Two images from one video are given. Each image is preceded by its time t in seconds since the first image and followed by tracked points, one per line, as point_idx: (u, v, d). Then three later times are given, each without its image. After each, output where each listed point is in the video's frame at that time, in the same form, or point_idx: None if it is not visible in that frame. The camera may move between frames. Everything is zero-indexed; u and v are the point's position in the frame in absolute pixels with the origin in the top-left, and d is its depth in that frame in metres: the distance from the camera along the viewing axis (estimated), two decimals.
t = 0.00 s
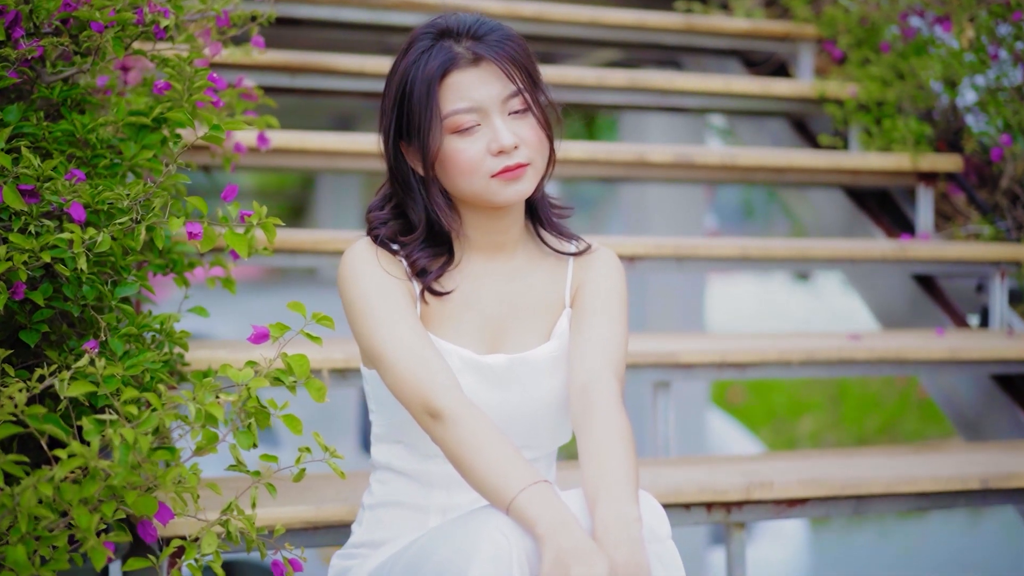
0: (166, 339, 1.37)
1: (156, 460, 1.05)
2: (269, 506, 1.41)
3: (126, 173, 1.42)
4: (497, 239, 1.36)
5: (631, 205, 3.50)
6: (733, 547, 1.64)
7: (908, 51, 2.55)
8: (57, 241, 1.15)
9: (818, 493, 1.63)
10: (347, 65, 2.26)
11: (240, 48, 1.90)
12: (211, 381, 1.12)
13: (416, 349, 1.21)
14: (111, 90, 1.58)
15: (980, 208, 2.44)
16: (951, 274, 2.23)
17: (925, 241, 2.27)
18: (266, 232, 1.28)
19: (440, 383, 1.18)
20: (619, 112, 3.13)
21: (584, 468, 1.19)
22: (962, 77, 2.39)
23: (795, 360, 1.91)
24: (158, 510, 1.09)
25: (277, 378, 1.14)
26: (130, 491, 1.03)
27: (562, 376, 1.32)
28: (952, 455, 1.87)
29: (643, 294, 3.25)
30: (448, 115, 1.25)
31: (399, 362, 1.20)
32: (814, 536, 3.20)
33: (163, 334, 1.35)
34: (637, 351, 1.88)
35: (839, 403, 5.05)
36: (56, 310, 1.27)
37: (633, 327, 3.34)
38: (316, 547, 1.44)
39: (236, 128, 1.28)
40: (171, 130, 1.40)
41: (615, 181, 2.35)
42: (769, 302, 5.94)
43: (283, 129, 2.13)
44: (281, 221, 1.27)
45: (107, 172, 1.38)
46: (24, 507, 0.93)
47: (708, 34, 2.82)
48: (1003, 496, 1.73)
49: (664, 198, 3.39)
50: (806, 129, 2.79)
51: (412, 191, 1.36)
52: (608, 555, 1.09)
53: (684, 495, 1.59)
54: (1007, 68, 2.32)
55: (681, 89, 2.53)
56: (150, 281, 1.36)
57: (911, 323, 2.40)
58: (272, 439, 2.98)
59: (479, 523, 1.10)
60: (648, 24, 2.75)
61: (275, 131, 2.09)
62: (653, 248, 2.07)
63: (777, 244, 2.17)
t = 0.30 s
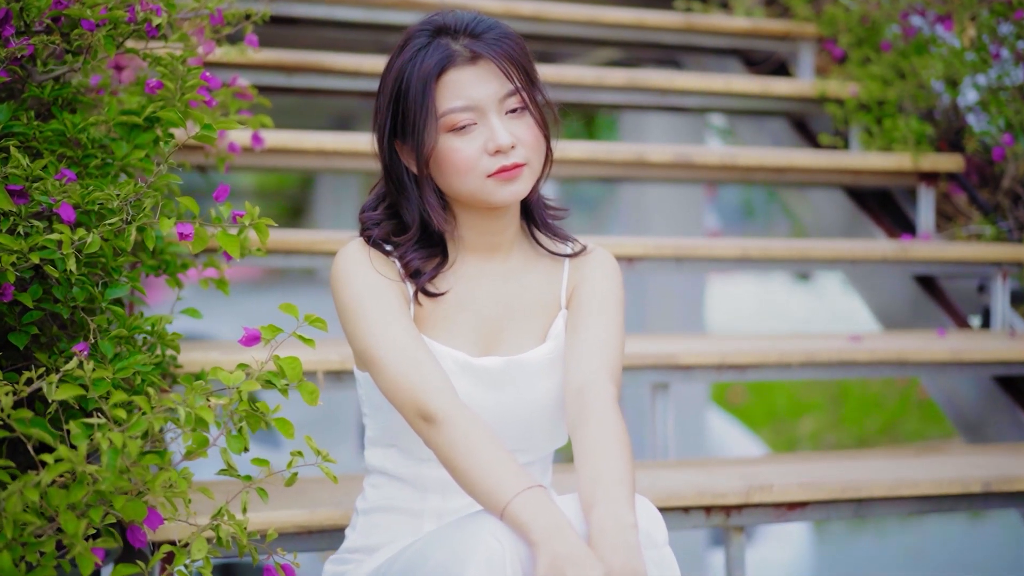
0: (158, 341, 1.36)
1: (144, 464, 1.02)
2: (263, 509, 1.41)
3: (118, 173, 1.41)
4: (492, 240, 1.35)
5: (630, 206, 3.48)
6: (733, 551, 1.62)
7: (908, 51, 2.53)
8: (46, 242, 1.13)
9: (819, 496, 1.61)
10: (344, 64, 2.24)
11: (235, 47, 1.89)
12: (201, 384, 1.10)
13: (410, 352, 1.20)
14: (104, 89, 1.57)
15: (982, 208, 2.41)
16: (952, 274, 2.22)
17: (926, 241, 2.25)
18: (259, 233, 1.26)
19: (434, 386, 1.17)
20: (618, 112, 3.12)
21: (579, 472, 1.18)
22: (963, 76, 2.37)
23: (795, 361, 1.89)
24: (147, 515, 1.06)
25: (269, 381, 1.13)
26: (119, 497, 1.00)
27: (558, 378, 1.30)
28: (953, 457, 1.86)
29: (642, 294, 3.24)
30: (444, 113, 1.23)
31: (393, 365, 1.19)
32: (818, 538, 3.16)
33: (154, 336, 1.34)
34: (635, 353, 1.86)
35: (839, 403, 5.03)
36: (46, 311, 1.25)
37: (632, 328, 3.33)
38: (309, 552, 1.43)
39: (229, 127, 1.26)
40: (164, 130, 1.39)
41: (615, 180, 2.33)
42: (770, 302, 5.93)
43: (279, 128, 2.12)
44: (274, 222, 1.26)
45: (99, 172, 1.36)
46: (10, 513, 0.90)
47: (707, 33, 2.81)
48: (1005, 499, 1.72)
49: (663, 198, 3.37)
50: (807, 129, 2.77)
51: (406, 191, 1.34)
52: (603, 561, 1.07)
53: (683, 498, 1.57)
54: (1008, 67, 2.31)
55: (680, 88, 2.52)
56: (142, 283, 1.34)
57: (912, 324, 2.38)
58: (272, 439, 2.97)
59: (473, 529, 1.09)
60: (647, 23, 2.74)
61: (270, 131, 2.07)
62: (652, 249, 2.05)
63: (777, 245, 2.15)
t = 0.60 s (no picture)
0: (149, 339, 1.36)
1: (133, 464, 0.99)
2: (256, 509, 1.40)
3: (110, 169, 1.40)
4: (488, 237, 1.33)
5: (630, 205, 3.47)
6: (732, 552, 1.61)
7: (909, 48, 2.51)
8: (35, 239, 1.11)
9: (818, 497, 1.60)
10: (341, 61, 2.23)
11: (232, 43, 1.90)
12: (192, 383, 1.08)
13: (404, 350, 1.18)
14: (97, 86, 1.56)
15: (982, 207, 2.39)
16: (953, 273, 2.20)
17: (927, 240, 2.24)
18: (251, 230, 1.25)
19: (428, 386, 1.15)
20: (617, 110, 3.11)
21: (574, 472, 1.16)
22: (964, 74, 2.36)
23: (795, 361, 1.88)
24: (137, 515, 1.03)
25: (260, 379, 1.11)
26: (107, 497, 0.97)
27: (554, 377, 1.29)
28: (954, 458, 1.84)
29: (642, 293, 3.23)
30: (439, 110, 1.22)
31: (386, 364, 1.17)
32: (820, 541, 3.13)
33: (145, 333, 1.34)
34: (633, 352, 1.85)
35: (840, 403, 5.01)
36: (36, 309, 1.23)
37: (632, 327, 3.32)
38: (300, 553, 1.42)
39: (221, 123, 1.25)
40: (157, 126, 1.38)
41: (614, 178, 2.32)
42: (771, 301, 5.91)
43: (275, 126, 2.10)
44: (267, 219, 1.25)
45: (90, 169, 1.35)
46: None
47: (707, 30, 2.79)
48: (1007, 500, 1.70)
49: (663, 197, 3.36)
50: (807, 127, 2.75)
51: (400, 188, 1.32)
52: (598, 563, 1.06)
53: (681, 499, 1.56)
54: (1010, 64, 2.33)
55: (679, 85, 2.50)
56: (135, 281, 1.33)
57: (912, 324, 2.36)
58: (269, 439, 2.96)
59: (466, 530, 1.07)
60: (646, 21, 2.72)
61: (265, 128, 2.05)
62: (650, 248, 2.03)
63: (777, 244, 2.14)
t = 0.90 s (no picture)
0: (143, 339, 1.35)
1: (122, 466, 0.96)
2: (249, 511, 1.39)
3: (104, 167, 1.39)
4: (483, 236, 1.32)
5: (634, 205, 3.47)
6: (732, 554, 1.59)
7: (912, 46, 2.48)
8: (26, 237, 1.09)
9: (819, 499, 1.58)
10: (339, 59, 2.21)
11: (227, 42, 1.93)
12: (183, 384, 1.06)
13: (398, 350, 1.17)
14: (91, 83, 1.57)
15: (986, 206, 2.36)
16: (956, 273, 2.18)
17: (930, 240, 2.22)
18: (244, 229, 1.24)
19: (422, 386, 1.14)
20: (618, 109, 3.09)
21: (570, 473, 1.15)
22: (967, 73, 2.35)
23: (796, 361, 1.86)
24: (127, 518, 1.01)
25: (252, 380, 1.10)
26: (96, 499, 0.94)
27: (551, 377, 1.27)
28: (957, 459, 1.82)
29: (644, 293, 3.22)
30: (433, 108, 1.20)
31: (381, 363, 1.16)
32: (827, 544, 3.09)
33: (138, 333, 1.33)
34: (632, 352, 1.83)
35: (844, 405, 4.98)
36: (27, 308, 1.21)
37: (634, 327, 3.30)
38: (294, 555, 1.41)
39: (213, 120, 1.23)
40: (151, 124, 1.37)
41: (615, 177, 2.30)
42: (775, 301, 5.89)
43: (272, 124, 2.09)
44: (260, 218, 1.23)
45: (83, 167, 1.33)
46: None
47: (708, 29, 2.78)
48: (1011, 502, 1.68)
49: (666, 197, 3.36)
50: (808, 125, 2.74)
51: (395, 186, 1.31)
52: (594, 566, 1.04)
53: (680, 500, 1.54)
54: (1014, 63, 2.30)
55: (681, 84, 2.48)
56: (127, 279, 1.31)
57: (915, 324, 2.35)
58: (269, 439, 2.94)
59: (460, 532, 1.06)
60: (647, 19, 2.70)
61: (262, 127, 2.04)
62: (651, 247, 2.01)
63: (778, 243, 2.12)
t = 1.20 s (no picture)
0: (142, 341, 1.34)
1: (118, 468, 0.95)
2: (247, 513, 1.38)
3: (103, 167, 1.39)
4: (482, 236, 1.31)
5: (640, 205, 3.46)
6: (735, 556, 1.59)
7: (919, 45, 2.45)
8: (22, 237, 1.07)
9: (822, 501, 1.57)
10: (342, 59, 2.21)
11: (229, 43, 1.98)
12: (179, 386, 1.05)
13: (396, 351, 1.16)
14: (92, 84, 1.57)
15: (994, 207, 2.36)
16: (963, 274, 2.16)
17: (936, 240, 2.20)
18: (243, 229, 1.23)
19: (420, 388, 1.13)
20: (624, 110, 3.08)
21: (569, 475, 1.14)
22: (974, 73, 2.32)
23: (800, 362, 1.85)
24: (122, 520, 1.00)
25: (249, 381, 1.09)
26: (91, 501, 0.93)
27: (551, 378, 1.26)
28: (962, 461, 1.81)
29: (651, 294, 3.21)
30: (430, 109, 1.20)
31: (379, 365, 1.15)
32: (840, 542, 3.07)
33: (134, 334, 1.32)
34: (635, 353, 1.82)
35: (854, 405, 4.95)
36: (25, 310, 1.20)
37: (641, 328, 3.29)
38: (294, 557, 1.41)
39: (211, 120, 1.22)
40: (150, 124, 1.37)
41: (619, 178, 2.29)
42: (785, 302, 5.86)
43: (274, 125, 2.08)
44: (259, 219, 1.23)
45: (82, 168, 1.33)
46: None
47: (714, 29, 2.77)
48: (1017, 505, 1.66)
49: (672, 198, 3.34)
50: (815, 125, 2.72)
51: (392, 186, 1.30)
52: (590, 569, 1.03)
53: (682, 503, 1.53)
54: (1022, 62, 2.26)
55: (686, 84, 2.47)
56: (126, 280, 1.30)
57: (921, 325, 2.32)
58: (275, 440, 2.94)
59: (457, 537, 1.05)
60: (652, 19, 2.69)
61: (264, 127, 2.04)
62: (654, 248, 2.00)
63: (783, 244, 2.10)
